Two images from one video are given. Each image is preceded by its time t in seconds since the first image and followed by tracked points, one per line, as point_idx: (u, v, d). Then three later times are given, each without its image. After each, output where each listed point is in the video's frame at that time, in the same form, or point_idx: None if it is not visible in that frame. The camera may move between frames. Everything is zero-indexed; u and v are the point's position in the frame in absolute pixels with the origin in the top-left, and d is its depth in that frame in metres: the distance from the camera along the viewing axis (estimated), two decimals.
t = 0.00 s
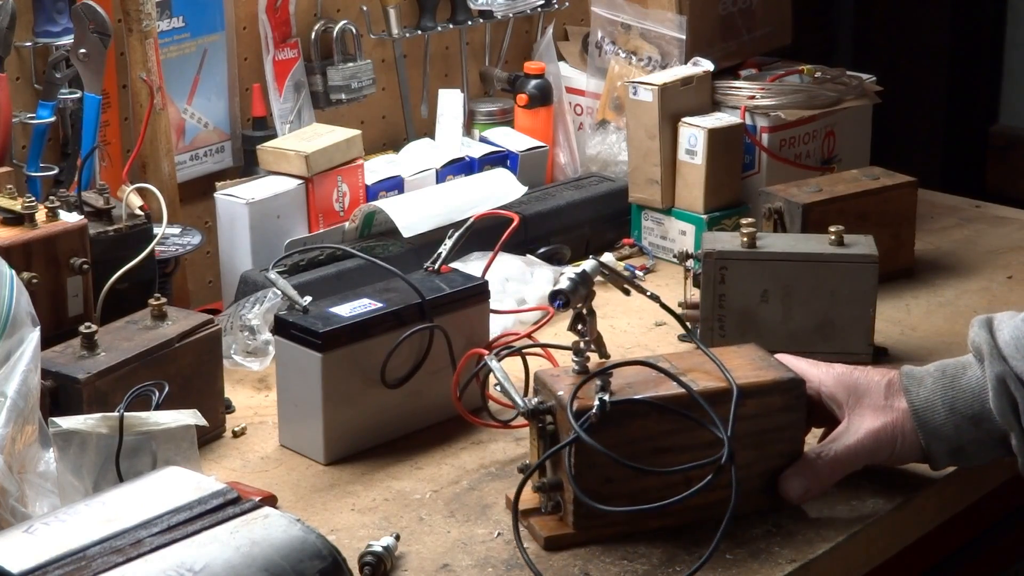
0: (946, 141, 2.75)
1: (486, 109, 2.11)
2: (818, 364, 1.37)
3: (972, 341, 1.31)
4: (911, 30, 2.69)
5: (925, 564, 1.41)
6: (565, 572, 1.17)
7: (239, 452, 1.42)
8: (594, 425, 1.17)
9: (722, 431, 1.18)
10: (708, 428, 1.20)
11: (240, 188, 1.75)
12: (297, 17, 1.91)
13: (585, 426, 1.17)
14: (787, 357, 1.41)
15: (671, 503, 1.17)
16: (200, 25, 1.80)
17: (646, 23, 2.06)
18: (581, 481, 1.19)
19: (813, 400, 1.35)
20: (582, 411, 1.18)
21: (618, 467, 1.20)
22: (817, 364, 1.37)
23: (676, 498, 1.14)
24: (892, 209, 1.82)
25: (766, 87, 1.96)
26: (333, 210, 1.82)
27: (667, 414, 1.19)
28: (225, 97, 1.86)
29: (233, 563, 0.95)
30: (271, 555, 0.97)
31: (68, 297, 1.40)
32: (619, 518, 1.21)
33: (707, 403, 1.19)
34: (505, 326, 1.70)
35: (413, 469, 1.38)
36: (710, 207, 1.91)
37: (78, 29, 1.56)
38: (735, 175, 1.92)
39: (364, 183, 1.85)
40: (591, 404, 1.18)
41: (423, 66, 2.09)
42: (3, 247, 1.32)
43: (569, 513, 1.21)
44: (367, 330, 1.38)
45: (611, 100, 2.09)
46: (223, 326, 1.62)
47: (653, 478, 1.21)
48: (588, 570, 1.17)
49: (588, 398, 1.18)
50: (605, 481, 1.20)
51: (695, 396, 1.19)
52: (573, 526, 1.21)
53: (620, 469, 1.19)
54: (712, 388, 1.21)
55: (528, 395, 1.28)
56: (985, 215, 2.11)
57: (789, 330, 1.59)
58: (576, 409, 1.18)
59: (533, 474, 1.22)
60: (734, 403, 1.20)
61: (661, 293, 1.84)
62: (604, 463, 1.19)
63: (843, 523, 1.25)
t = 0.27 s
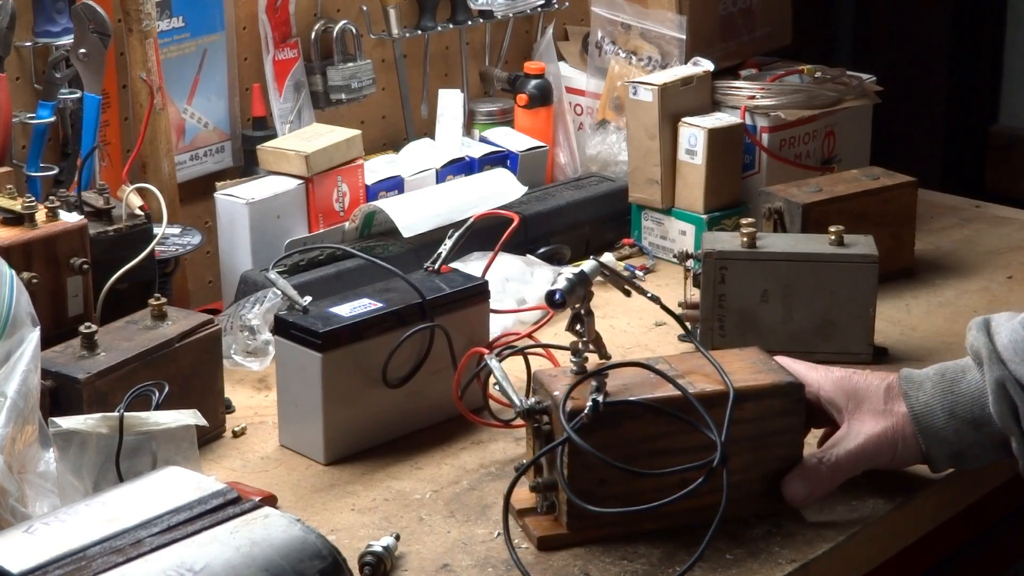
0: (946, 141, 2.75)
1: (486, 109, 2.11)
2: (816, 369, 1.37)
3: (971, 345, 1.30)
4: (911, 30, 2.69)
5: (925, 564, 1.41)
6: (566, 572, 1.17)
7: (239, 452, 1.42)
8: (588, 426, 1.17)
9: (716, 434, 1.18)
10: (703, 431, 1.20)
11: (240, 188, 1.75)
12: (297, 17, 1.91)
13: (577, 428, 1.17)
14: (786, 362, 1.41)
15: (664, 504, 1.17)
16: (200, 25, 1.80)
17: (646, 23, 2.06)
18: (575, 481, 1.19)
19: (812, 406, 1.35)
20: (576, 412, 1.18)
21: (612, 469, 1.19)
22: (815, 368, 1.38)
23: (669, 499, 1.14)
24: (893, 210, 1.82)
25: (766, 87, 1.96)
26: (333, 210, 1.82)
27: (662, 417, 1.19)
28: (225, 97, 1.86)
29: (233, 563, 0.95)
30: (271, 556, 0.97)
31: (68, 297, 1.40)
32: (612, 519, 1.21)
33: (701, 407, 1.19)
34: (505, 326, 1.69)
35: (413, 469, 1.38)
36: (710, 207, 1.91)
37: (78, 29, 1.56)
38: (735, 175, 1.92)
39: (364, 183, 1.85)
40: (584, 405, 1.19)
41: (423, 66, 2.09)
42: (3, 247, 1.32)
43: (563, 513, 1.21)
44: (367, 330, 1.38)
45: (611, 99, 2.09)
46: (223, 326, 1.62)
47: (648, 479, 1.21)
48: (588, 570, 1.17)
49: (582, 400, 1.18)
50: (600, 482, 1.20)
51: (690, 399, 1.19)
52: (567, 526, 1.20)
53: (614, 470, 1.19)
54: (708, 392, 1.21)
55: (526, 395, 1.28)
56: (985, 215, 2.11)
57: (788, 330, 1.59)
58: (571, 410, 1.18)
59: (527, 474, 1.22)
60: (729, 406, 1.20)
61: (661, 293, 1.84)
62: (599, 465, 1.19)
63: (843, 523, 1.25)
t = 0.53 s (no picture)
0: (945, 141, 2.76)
1: (486, 109, 2.11)
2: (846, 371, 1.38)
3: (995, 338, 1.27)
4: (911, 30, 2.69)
5: (925, 564, 1.41)
6: (565, 572, 1.17)
7: (239, 451, 1.42)
8: (587, 425, 1.18)
9: (715, 434, 1.18)
10: (702, 431, 1.20)
11: (241, 188, 1.75)
12: (297, 17, 1.91)
13: (576, 427, 1.18)
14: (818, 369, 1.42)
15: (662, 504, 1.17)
16: (201, 25, 1.80)
17: (646, 23, 2.07)
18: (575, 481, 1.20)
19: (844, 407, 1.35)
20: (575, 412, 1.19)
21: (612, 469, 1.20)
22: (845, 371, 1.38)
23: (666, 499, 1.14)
24: (892, 210, 1.82)
25: (766, 87, 1.97)
26: (333, 210, 1.82)
27: (661, 417, 1.20)
28: (226, 98, 1.86)
29: (233, 563, 0.95)
30: (270, 555, 0.97)
31: (68, 297, 1.40)
32: (612, 519, 1.21)
33: (701, 407, 1.20)
34: (505, 326, 1.70)
35: (413, 469, 1.38)
36: (710, 207, 1.91)
37: (78, 29, 1.56)
38: (735, 175, 1.92)
39: (364, 183, 1.86)
40: (584, 404, 1.19)
41: (423, 66, 2.09)
42: (3, 248, 1.32)
43: (562, 513, 1.21)
44: (367, 330, 1.38)
45: (611, 100, 2.10)
46: (223, 326, 1.63)
47: (647, 479, 1.21)
48: (588, 569, 1.17)
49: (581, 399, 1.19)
50: (600, 482, 1.20)
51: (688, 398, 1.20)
52: (566, 525, 1.21)
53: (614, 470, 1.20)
54: (708, 391, 1.21)
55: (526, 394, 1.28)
56: (985, 216, 2.11)
57: (788, 330, 1.59)
58: (570, 410, 1.18)
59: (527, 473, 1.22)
60: (728, 406, 1.20)
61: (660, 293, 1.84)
62: (597, 464, 1.19)
63: (842, 523, 1.25)
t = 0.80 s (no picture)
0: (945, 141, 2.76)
1: (486, 109, 2.11)
2: (885, 424, 1.37)
3: None
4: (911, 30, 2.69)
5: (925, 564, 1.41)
6: (565, 572, 1.17)
7: (239, 451, 1.42)
8: (587, 426, 1.18)
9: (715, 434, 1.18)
10: (702, 431, 1.20)
11: (241, 188, 1.75)
12: (297, 17, 1.91)
13: (576, 428, 1.18)
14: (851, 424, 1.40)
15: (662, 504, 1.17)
16: (201, 25, 1.80)
17: (646, 23, 2.07)
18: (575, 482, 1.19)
19: (883, 459, 1.35)
20: (575, 412, 1.19)
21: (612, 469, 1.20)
22: (884, 424, 1.38)
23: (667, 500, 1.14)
24: (892, 209, 1.82)
25: (766, 87, 1.97)
26: (333, 210, 1.82)
27: (661, 417, 1.19)
28: (226, 98, 1.86)
29: (233, 563, 0.95)
30: (271, 556, 0.97)
31: (68, 297, 1.40)
32: (612, 519, 1.21)
33: (701, 407, 1.20)
34: (505, 326, 1.70)
35: (413, 469, 1.38)
36: (710, 207, 1.91)
37: (78, 29, 1.56)
38: (735, 175, 1.92)
39: (364, 183, 1.86)
40: (584, 404, 1.19)
41: (423, 66, 2.09)
42: (3, 248, 1.32)
43: (562, 513, 1.21)
44: (367, 330, 1.38)
45: (611, 100, 2.09)
46: (223, 326, 1.62)
47: (648, 479, 1.21)
48: (588, 570, 1.17)
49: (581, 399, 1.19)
50: (600, 482, 1.20)
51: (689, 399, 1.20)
52: (566, 526, 1.21)
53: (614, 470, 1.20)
54: (708, 392, 1.21)
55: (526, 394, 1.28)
56: (985, 215, 2.11)
57: (788, 329, 1.59)
58: (570, 410, 1.18)
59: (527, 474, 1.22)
60: (729, 407, 1.20)
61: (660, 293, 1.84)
62: (597, 465, 1.19)
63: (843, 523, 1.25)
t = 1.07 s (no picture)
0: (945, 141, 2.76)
1: (486, 109, 2.11)
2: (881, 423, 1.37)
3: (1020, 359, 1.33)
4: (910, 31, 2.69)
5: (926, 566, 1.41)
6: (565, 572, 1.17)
7: (239, 451, 1.42)
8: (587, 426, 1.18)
9: (715, 434, 1.18)
10: (702, 431, 1.20)
11: (241, 188, 1.75)
12: (297, 17, 1.91)
13: (577, 428, 1.18)
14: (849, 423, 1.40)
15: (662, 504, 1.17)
16: (200, 25, 1.80)
17: (646, 23, 2.07)
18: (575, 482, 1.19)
19: (880, 458, 1.35)
20: (575, 412, 1.18)
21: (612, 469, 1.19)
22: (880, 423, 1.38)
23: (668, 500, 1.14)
24: (893, 209, 1.82)
25: (766, 87, 1.97)
26: (333, 210, 1.82)
27: (661, 417, 1.19)
28: (226, 98, 1.86)
29: (233, 563, 0.95)
30: (271, 555, 0.97)
31: (68, 297, 1.40)
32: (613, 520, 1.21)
33: (701, 407, 1.19)
34: (505, 326, 1.69)
35: (413, 469, 1.38)
36: (710, 207, 1.91)
37: (78, 29, 1.56)
38: (735, 175, 1.92)
39: (364, 183, 1.86)
40: (584, 404, 1.19)
41: (423, 66, 2.09)
42: (3, 247, 1.32)
43: (563, 513, 1.21)
44: (367, 330, 1.38)
45: (611, 100, 2.09)
46: (223, 326, 1.62)
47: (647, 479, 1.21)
48: (588, 570, 1.17)
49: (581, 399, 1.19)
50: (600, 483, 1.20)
51: (689, 399, 1.20)
52: (566, 526, 1.21)
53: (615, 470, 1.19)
54: (708, 392, 1.21)
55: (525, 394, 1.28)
56: (985, 215, 2.11)
57: (788, 329, 1.59)
58: (571, 410, 1.18)
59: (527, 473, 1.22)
60: (728, 407, 1.20)
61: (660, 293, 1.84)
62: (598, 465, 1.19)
63: (843, 524, 1.25)
